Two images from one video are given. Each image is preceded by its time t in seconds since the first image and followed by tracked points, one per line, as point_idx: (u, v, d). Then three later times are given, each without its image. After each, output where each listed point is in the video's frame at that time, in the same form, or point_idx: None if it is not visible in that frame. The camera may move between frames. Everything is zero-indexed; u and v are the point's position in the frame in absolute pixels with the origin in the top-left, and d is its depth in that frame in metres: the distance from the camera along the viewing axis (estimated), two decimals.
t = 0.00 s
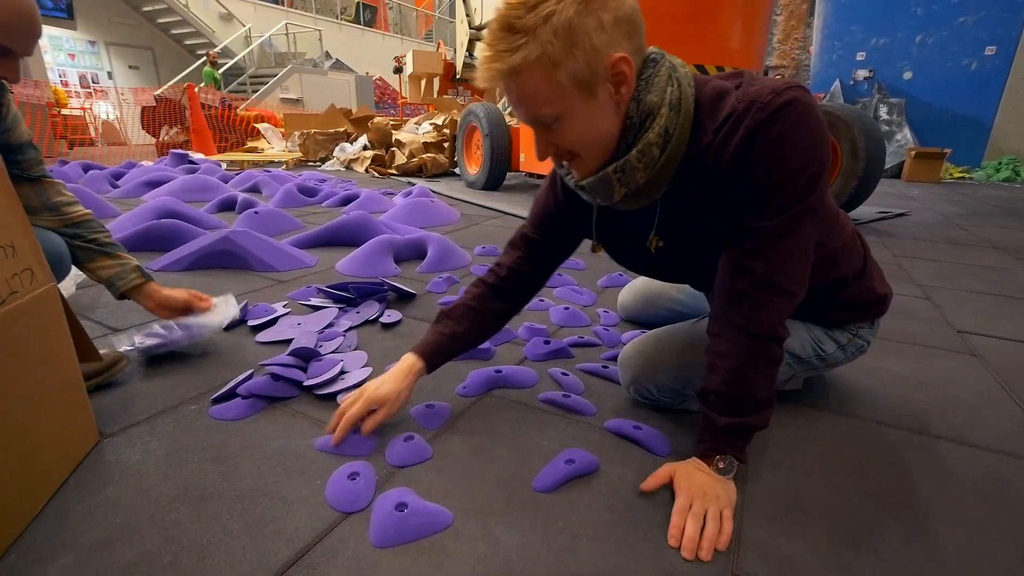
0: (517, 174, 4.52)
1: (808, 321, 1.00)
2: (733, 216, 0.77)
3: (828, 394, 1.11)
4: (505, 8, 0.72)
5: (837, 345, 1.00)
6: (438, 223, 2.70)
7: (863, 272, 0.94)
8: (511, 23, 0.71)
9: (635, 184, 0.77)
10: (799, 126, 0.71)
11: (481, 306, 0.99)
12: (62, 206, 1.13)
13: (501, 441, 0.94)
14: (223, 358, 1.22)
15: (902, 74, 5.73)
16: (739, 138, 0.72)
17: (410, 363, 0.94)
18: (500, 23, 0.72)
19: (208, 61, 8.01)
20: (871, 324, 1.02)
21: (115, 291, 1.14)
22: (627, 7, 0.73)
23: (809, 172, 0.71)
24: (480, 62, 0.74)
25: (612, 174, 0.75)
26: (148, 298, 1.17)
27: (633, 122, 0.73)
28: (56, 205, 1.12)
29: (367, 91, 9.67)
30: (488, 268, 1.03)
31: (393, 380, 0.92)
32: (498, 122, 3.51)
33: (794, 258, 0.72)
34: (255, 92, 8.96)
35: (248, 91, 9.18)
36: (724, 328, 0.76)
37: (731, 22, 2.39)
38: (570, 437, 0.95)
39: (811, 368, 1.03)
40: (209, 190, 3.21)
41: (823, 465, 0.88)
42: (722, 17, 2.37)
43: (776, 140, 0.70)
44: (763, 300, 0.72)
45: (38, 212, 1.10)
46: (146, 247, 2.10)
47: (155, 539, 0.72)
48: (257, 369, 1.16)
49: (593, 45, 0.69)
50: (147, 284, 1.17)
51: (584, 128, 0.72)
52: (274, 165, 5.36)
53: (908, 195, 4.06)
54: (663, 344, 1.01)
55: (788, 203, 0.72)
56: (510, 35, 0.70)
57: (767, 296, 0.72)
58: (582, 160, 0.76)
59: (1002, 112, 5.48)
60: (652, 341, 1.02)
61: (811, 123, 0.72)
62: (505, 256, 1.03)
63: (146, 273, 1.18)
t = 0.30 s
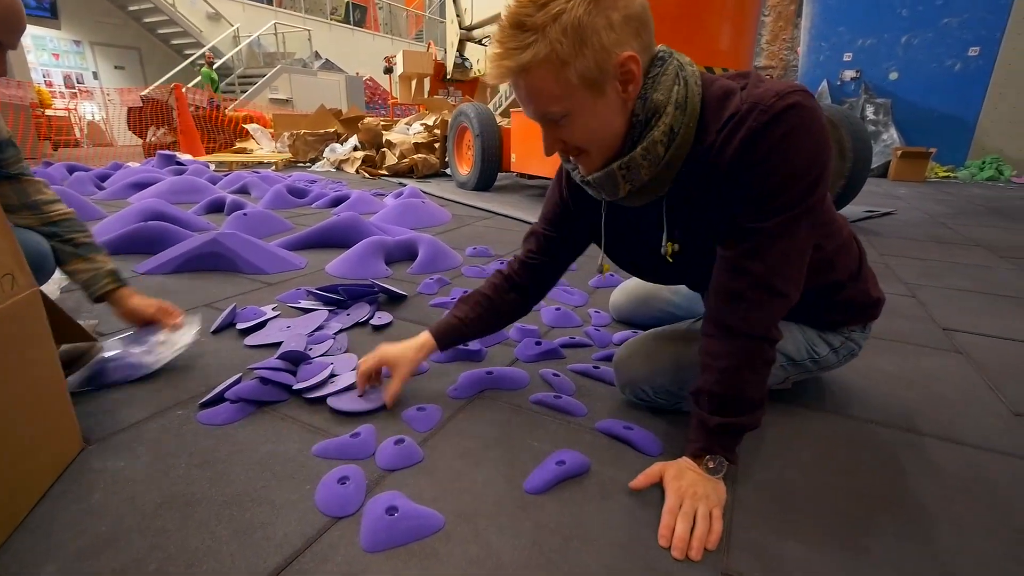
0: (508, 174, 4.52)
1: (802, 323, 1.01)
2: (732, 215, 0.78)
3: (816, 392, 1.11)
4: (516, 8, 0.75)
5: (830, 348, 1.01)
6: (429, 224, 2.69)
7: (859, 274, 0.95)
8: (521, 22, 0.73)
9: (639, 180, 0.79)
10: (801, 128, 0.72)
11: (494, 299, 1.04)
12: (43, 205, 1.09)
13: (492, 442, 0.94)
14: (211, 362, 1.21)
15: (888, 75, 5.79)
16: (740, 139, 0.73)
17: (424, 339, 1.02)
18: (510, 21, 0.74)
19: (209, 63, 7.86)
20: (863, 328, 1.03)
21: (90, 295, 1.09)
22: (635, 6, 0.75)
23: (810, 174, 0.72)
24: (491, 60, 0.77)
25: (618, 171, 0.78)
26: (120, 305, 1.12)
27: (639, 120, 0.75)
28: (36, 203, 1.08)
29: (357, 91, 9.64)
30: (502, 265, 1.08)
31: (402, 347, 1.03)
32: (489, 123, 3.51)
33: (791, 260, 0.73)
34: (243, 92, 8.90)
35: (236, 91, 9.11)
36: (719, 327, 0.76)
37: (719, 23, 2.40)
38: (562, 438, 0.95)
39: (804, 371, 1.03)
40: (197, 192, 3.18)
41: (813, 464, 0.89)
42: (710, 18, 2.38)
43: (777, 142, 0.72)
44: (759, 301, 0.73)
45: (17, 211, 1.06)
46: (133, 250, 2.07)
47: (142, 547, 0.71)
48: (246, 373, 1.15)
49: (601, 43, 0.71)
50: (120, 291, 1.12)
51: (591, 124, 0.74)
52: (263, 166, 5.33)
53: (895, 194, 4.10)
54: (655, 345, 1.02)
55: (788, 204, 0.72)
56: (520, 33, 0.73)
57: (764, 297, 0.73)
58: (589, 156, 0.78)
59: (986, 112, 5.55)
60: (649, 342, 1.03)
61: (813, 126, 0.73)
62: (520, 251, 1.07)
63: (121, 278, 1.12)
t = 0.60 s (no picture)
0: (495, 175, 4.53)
1: (778, 323, 1.02)
2: (710, 218, 0.79)
3: (796, 390, 1.13)
4: (500, 11, 0.75)
5: (805, 347, 1.03)
6: (415, 225, 2.69)
7: (835, 275, 0.97)
8: (505, 25, 0.74)
9: (622, 183, 0.80)
10: (777, 132, 0.73)
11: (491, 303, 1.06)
12: (37, 216, 1.09)
13: (475, 443, 0.94)
14: (193, 366, 1.20)
15: (868, 76, 5.88)
16: (718, 142, 0.75)
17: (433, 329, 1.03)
18: (495, 24, 0.75)
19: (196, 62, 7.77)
20: (838, 327, 1.05)
21: (90, 305, 1.10)
22: (617, 8, 0.76)
23: (785, 177, 0.74)
24: (476, 64, 0.78)
25: (601, 173, 0.78)
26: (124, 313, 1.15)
27: (621, 122, 0.76)
28: (30, 214, 1.08)
29: (343, 92, 9.59)
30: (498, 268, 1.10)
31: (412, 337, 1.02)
32: (475, 123, 3.52)
33: (766, 261, 0.74)
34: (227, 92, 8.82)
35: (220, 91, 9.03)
36: (697, 327, 0.77)
37: (701, 26, 2.43)
38: (544, 437, 0.96)
39: (781, 370, 1.05)
40: (179, 194, 3.15)
41: (789, 459, 0.90)
42: (693, 21, 2.41)
43: (754, 146, 0.73)
44: (735, 302, 0.74)
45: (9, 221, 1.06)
46: (113, 253, 2.05)
47: (119, 554, 0.70)
48: (228, 376, 1.15)
49: (586, 45, 0.72)
50: (121, 299, 1.14)
51: (577, 125, 0.75)
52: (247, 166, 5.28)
53: (875, 193, 4.17)
54: (637, 345, 1.03)
55: (764, 207, 0.74)
56: (505, 36, 0.74)
57: (740, 298, 0.74)
58: (574, 158, 0.79)
59: (962, 112, 5.66)
60: (631, 342, 1.04)
61: (789, 130, 0.74)
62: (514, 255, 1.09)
63: (120, 287, 1.14)
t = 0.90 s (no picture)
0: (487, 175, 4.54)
1: (767, 324, 1.04)
2: (699, 221, 0.80)
3: (785, 390, 1.15)
4: (498, 20, 0.76)
5: (794, 348, 1.04)
6: (406, 226, 2.69)
7: (821, 277, 0.99)
8: (505, 33, 0.74)
9: (619, 186, 0.81)
10: (764, 137, 0.75)
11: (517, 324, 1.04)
12: (32, 220, 1.09)
13: (467, 445, 0.95)
14: (184, 369, 1.20)
15: (856, 78, 5.94)
16: (706, 147, 0.76)
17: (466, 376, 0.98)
18: (493, 34, 0.75)
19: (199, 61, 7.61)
20: (825, 328, 1.06)
21: (88, 306, 1.12)
22: (610, 15, 0.78)
23: (771, 180, 0.75)
24: (475, 72, 0.78)
25: (599, 177, 0.79)
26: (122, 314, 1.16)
27: (617, 126, 0.77)
28: (25, 218, 1.09)
29: (334, 92, 9.56)
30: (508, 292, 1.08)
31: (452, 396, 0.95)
32: (467, 124, 3.52)
33: (753, 263, 0.76)
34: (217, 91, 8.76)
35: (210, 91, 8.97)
36: (687, 328, 0.78)
37: (692, 28, 2.45)
38: (535, 438, 0.97)
39: (770, 371, 1.06)
40: (169, 195, 3.13)
41: (777, 458, 0.92)
42: (683, 23, 2.42)
43: (740, 152, 0.74)
44: (725, 303, 0.75)
45: (5, 224, 1.06)
46: (102, 255, 2.03)
47: (111, 559, 0.70)
48: (219, 380, 1.15)
49: (586, 50, 0.73)
50: (121, 300, 1.16)
51: (578, 131, 0.75)
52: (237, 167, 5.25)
53: (863, 194, 4.21)
54: (628, 347, 1.04)
55: (751, 211, 0.75)
56: (504, 44, 0.74)
57: (729, 300, 0.75)
58: (574, 162, 0.79)
59: (948, 114, 5.72)
60: (622, 344, 1.05)
61: (774, 135, 0.76)
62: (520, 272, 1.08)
63: (118, 288, 1.17)
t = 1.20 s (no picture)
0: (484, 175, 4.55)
1: (766, 322, 1.04)
2: (699, 221, 0.81)
3: (783, 388, 1.15)
4: (493, 21, 0.76)
5: (793, 347, 1.05)
6: (403, 225, 2.69)
7: (821, 277, 1.00)
8: (497, 35, 0.75)
9: (612, 186, 0.81)
10: (765, 138, 0.75)
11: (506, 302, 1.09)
12: (29, 221, 1.10)
13: (468, 443, 0.95)
14: (181, 369, 1.20)
15: (850, 77, 5.97)
16: (708, 148, 0.76)
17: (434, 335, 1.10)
18: (488, 34, 0.76)
19: (204, 60, 7.55)
20: (824, 327, 1.07)
21: (83, 309, 1.12)
22: (607, 21, 0.77)
23: (771, 181, 0.75)
24: (471, 69, 0.79)
25: (591, 177, 0.80)
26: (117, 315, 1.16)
27: (611, 129, 0.77)
28: (23, 219, 1.09)
29: (330, 91, 9.54)
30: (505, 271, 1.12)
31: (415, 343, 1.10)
32: (463, 124, 3.52)
33: (754, 262, 0.76)
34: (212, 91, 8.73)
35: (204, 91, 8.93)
36: (689, 327, 0.78)
37: (688, 27, 2.45)
38: (535, 436, 0.97)
39: (768, 370, 1.07)
40: (165, 195, 3.11)
41: (776, 455, 0.92)
42: (680, 22, 2.43)
43: (741, 152, 0.75)
44: (725, 301, 0.76)
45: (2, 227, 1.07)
46: (98, 255, 2.02)
47: (111, 560, 0.70)
48: (218, 380, 1.15)
49: (576, 58, 0.73)
50: (116, 302, 1.16)
51: (566, 134, 0.76)
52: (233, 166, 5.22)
53: (858, 192, 4.23)
54: (629, 345, 1.04)
55: (751, 211, 0.75)
56: (497, 46, 0.75)
57: (730, 299, 0.76)
58: (564, 161, 0.80)
59: (942, 113, 5.76)
60: (622, 342, 1.05)
61: (776, 137, 0.76)
62: (518, 259, 1.11)
63: (115, 289, 1.17)
